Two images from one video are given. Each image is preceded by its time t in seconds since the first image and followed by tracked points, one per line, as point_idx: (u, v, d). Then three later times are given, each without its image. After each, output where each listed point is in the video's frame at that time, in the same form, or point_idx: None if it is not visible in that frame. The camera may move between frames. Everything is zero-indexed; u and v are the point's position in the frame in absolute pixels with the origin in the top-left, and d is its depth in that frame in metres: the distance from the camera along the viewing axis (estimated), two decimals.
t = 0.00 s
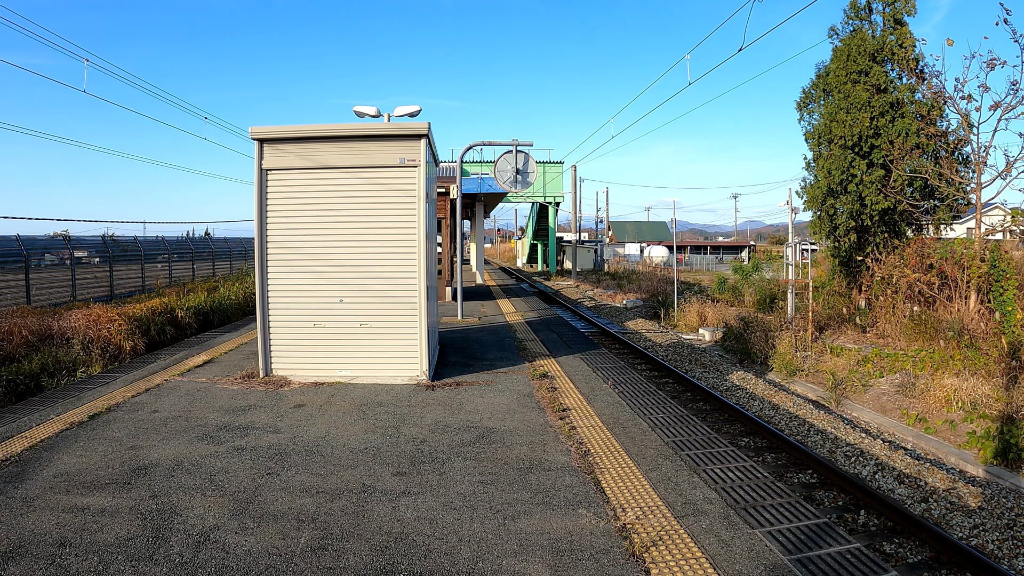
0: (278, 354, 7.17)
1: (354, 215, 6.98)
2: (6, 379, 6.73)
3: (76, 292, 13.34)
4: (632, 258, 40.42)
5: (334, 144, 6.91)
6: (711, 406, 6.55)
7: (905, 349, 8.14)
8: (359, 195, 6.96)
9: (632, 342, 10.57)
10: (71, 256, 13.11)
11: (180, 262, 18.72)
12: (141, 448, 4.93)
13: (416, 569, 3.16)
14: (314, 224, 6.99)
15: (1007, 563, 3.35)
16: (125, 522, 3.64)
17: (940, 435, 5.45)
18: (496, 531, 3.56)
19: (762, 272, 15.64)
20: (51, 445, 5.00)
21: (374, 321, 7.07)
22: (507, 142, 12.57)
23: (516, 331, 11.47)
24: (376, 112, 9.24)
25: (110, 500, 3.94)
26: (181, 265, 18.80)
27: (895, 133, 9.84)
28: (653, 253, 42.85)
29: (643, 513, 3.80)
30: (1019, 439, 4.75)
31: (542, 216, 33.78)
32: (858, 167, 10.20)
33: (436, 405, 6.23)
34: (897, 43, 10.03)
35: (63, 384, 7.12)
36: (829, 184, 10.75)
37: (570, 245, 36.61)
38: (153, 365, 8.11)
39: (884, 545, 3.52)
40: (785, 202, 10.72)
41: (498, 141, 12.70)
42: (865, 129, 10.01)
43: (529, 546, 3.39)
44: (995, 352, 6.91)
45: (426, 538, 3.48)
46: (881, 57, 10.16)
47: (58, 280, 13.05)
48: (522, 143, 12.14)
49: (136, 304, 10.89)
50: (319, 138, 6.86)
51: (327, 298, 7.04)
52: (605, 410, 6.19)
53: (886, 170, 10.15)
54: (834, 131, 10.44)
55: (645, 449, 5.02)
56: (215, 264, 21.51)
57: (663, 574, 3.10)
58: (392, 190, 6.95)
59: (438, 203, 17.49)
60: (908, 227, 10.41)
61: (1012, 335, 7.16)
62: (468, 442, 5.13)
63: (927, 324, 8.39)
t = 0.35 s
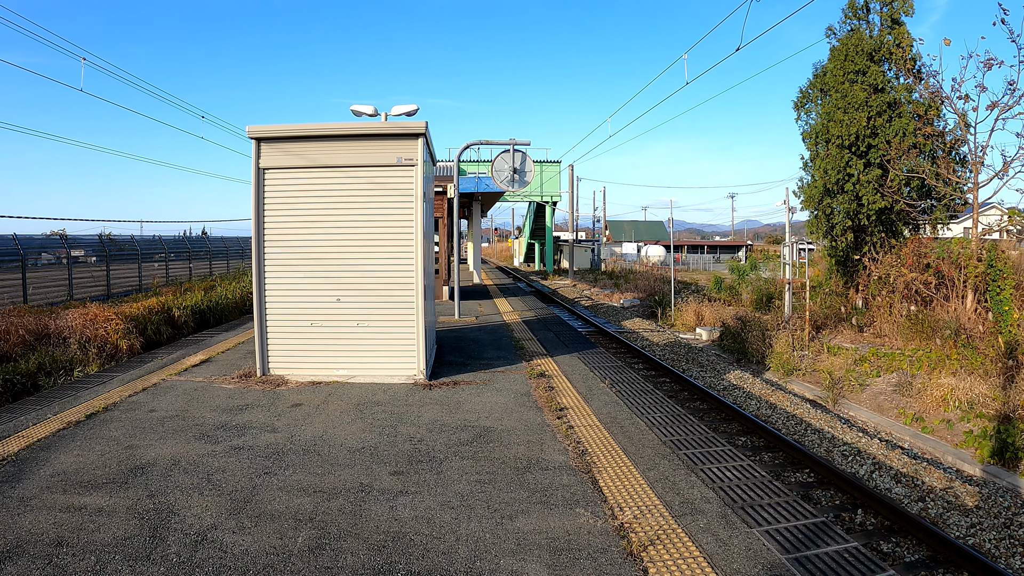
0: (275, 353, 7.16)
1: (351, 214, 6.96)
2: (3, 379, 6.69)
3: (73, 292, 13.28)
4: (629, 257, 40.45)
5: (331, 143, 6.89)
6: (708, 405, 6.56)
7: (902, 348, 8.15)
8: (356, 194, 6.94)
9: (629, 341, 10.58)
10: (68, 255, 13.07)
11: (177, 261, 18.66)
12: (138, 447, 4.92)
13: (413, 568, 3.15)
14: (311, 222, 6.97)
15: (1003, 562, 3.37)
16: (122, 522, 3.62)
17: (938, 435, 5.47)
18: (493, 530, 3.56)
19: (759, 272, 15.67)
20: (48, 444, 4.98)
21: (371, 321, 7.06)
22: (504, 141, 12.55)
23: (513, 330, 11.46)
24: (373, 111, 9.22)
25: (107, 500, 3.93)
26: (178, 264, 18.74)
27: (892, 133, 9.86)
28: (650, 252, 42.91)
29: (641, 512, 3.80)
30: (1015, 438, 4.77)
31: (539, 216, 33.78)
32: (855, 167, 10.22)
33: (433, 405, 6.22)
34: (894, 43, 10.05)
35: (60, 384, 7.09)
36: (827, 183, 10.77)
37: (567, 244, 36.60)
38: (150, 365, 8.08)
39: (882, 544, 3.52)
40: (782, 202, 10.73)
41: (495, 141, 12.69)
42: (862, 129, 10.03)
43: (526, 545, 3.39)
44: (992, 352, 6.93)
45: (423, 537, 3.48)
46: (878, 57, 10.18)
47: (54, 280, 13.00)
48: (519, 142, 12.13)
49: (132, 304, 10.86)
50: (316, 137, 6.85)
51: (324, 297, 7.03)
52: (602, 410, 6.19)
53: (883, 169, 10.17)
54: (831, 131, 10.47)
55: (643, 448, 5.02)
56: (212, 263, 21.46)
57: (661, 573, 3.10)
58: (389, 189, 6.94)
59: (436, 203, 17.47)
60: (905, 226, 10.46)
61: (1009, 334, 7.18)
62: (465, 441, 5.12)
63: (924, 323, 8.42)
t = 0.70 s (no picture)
0: (272, 352, 7.14)
1: (349, 212, 6.94)
2: None
3: (70, 290, 13.24)
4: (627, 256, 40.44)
5: (328, 141, 6.87)
6: (706, 404, 6.56)
7: (899, 348, 8.17)
8: (353, 193, 6.93)
9: (626, 339, 10.58)
10: (65, 253, 13.02)
11: (174, 259, 18.62)
12: (134, 446, 4.90)
13: (410, 567, 3.15)
14: (309, 220, 6.95)
15: (1001, 561, 3.38)
16: (119, 521, 3.61)
17: (935, 434, 5.49)
18: (491, 529, 3.55)
19: (756, 271, 15.69)
20: (44, 443, 4.96)
21: (368, 319, 7.05)
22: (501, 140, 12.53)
23: (511, 329, 11.45)
24: (371, 110, 9.20)
25: (104, 499, 3.91)
26: (175, 263, 18.70)
27: (890, 133, 9.87)
28: (648, 251, 42.91)
29: (639, 511, 3.80)
30: (1012, 437, 4.78)
31: (537, 214, 33.77)
32: (853, 166, 10.23)
33: (430, 403, 6.21)
34: (892, 42, 10.05)
35: (57, 382, 7.07)
36: (824, 183, 10.78)
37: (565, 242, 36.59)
38: (147, 363, 8.06)
39: (879, 543, 3.53)
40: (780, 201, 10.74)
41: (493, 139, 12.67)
42: (861, 128, 10.03)
43: (524, 545, 3.38)
44: (989, 351, 6.94)
45: (420, 536, 3.47)
46: (877, 56, 10.18)
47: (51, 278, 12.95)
48: (517, 141, 12.10)
49: (129, 302, 10.82)
50: (313, 135, 6.83)
51: (322, 296, 7.02)
52: (600, 408, 6.19)
53: (880, 169, 10.18)
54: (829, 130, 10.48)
55: (640, 447, 5.02)
56: (209, 261, 21.41)
57: (659, 572, 3.10)
58: (387, 188, 6.92)
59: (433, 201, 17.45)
60: (903, 226, 10.51)
61: (1006, 334, 7.19)
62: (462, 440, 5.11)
63: (921, 322, 8.43)
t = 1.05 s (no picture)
0: (271, 349, 7.13)
1: (348, 209, 6.92)
2: None
3: (69, 288, 13.23)
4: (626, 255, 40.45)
5: (327, 139, 6.86)
6: (704, 403, 6.56)
7: (898, 347, 8.16)
8: (351, 190, 6.91)
9: (625, 338, 10.58)
10: (64, 251, 13.02)
11: (173, 257, 18.61)
12: (132, 443, 4.89)
13: (408, 565, 3.14)
14: (307, 218, 6.94)
15: (1000, 561, 3.37)
16: (117, 518, 3.60)
17: (934, 433, 5.49)
18: (489, 527, 3.55)
19: (755, 269, 15.69)
20: (42, 440, 4.95)
21: (367, 317, 7.04)
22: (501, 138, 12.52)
23: (510, 327, 11.44)
24: (370, 107, 9.18)
25: (102, 496, 3.90)
26: (174, 261, 18.68)
27: (889, 131, 9.85)
28: (648, 250, 42.92)
29: (637, 509, 3.80)
30: (1012, 436, 4.77)
31: (536, 213, 33.76)
32: (853, 165, 10.22)
33: (429, 401, 6.21)
34: (892, 41, 10.04)
35: (55, 380, 7.06)
36: (824, 181, 10.78)
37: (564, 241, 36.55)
38: (145, 361, 8.05)
39: (877, 541, 3.53)
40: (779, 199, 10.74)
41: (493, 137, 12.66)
42: (860, 127, 10.02)
43: (522, 542, 3.38)
44: (988, 351, 6.94)
45: (419, 534, 3.46)
46: (876, 55, 10.17)
47: (50, 276, 12.94)
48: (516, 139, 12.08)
49: (128, 300, 10.81)
50: (312, 132, 6.81)
51: (320, 294, 7.00)
52: (598, 407, 6.18)
53: (880, 168, 10.17)
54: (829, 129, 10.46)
55: (639, 445, 5.01)
56: (208, 259, 21.39)
57: (657, 571, 3.10)
58: (386, 185, 6.90)
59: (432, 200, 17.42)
60: (902, 225, 10.49)
61: (1006, 333, 7.19)
62: (461, 438, 5.11)
63: (920, 322, 8.43)
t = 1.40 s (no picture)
0: (271, 346, 7.13)
1: (348, 207, 6.92)
2: None
3: (69, 285, 13.23)
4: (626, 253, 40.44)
5: (328, 136, 6.85)
6: (704, 401, 6.56)
7: (899, 346, 8.16)
8: (352, 188, 6.90)
9: (625, 336, 10.57)
10: (64, 248, 13.02)
11: (173, 255, 18.60)
12: (133, 441, 4.89)
13: (409, 562, 3.14)
14: (308, 215, 6.93)
15: (999, 560, 3.37)
16: (117, 515, 3.60)
17: (934, 432, 5.49)
18: (489, 525, 3.55)
19: (756, 267, 15.67)
20: (42, 437, 4.95)
21: (367, 315, 7.03)
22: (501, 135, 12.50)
23: (510, 325, 11.44)
24: (370, 105, 9.16)
25: (102, 493, 3.90)
26: (174, 258, 18.69)
27: (890, 130, 9.84)
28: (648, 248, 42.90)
29: (638, 507, 3.80)
30: (1012, 436, 4.77)
31: (537, 211, 33.75)
32: (854, 164, 10.21)
33: (429, 398, 6.21)
34: (894, 40, 10.02)
35: (55, 377, 7.05)
36: (824, 180, 10.77)
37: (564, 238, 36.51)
38: (146, 358, 8.05)
39: (877, 540, 3.53)
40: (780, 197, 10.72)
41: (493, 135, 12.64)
42: (861, 126, 10.01)
43: (523, 540, 3.38)
44: (989, 350, 6.94)
45: (419, 531, 3.47)
46: (878, 54, 10.15)
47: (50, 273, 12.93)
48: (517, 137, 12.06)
49: (129, 297, 10.81)
50: (313, 130, 6.80)
51: (321, 291, 7.00)
52: (599, 404, 6.18)
53: (881, 166, 10.17)
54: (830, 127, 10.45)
55: (639, 443, 5.01)
56: (208, 257, 21.39)
57: (657, 568, 3.10)
58: (386, 183, 6.89)
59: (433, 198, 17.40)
60: (902, 223, 10.48)
61: (1006, 332, 7.18)
62: (461, 435, 5.11)
63: (920, 321, 8.42)
